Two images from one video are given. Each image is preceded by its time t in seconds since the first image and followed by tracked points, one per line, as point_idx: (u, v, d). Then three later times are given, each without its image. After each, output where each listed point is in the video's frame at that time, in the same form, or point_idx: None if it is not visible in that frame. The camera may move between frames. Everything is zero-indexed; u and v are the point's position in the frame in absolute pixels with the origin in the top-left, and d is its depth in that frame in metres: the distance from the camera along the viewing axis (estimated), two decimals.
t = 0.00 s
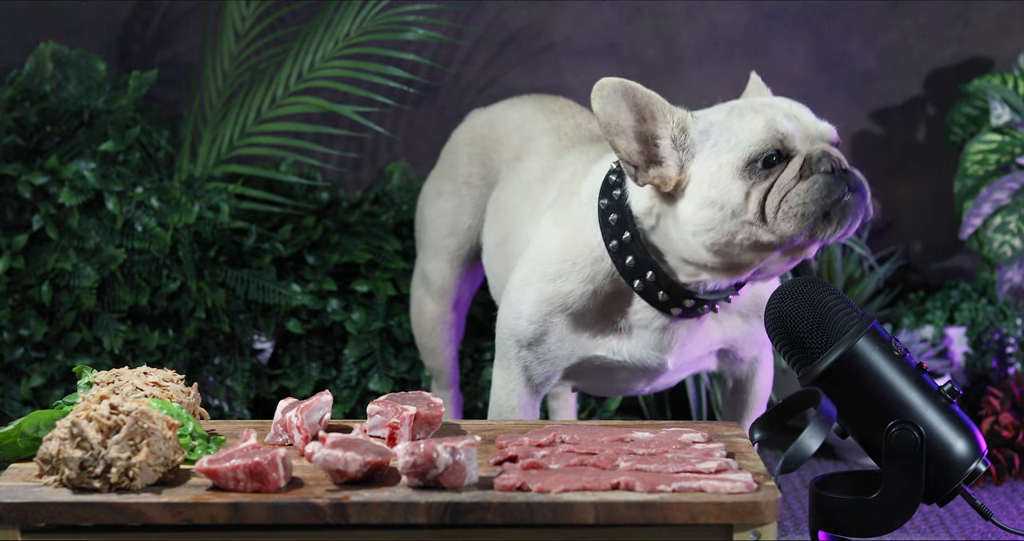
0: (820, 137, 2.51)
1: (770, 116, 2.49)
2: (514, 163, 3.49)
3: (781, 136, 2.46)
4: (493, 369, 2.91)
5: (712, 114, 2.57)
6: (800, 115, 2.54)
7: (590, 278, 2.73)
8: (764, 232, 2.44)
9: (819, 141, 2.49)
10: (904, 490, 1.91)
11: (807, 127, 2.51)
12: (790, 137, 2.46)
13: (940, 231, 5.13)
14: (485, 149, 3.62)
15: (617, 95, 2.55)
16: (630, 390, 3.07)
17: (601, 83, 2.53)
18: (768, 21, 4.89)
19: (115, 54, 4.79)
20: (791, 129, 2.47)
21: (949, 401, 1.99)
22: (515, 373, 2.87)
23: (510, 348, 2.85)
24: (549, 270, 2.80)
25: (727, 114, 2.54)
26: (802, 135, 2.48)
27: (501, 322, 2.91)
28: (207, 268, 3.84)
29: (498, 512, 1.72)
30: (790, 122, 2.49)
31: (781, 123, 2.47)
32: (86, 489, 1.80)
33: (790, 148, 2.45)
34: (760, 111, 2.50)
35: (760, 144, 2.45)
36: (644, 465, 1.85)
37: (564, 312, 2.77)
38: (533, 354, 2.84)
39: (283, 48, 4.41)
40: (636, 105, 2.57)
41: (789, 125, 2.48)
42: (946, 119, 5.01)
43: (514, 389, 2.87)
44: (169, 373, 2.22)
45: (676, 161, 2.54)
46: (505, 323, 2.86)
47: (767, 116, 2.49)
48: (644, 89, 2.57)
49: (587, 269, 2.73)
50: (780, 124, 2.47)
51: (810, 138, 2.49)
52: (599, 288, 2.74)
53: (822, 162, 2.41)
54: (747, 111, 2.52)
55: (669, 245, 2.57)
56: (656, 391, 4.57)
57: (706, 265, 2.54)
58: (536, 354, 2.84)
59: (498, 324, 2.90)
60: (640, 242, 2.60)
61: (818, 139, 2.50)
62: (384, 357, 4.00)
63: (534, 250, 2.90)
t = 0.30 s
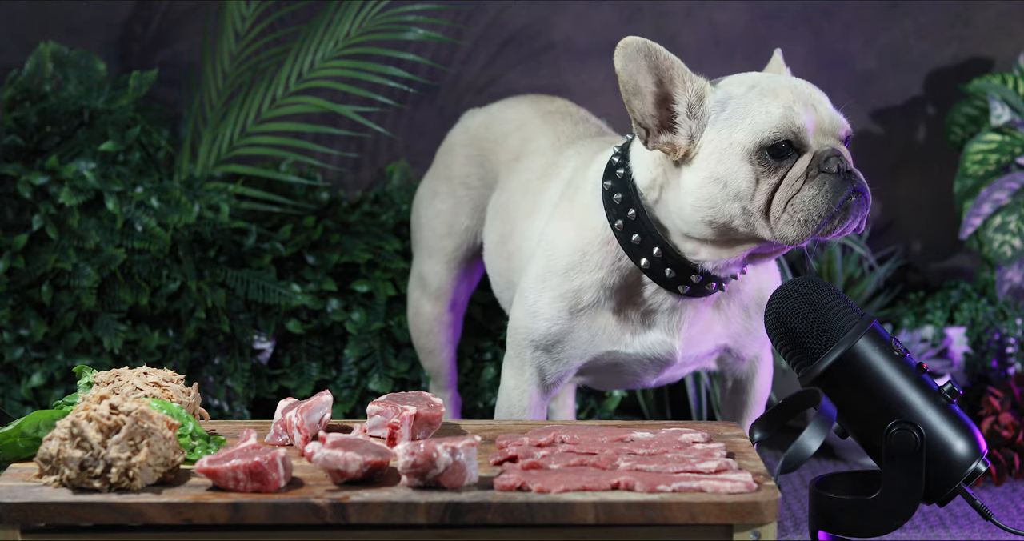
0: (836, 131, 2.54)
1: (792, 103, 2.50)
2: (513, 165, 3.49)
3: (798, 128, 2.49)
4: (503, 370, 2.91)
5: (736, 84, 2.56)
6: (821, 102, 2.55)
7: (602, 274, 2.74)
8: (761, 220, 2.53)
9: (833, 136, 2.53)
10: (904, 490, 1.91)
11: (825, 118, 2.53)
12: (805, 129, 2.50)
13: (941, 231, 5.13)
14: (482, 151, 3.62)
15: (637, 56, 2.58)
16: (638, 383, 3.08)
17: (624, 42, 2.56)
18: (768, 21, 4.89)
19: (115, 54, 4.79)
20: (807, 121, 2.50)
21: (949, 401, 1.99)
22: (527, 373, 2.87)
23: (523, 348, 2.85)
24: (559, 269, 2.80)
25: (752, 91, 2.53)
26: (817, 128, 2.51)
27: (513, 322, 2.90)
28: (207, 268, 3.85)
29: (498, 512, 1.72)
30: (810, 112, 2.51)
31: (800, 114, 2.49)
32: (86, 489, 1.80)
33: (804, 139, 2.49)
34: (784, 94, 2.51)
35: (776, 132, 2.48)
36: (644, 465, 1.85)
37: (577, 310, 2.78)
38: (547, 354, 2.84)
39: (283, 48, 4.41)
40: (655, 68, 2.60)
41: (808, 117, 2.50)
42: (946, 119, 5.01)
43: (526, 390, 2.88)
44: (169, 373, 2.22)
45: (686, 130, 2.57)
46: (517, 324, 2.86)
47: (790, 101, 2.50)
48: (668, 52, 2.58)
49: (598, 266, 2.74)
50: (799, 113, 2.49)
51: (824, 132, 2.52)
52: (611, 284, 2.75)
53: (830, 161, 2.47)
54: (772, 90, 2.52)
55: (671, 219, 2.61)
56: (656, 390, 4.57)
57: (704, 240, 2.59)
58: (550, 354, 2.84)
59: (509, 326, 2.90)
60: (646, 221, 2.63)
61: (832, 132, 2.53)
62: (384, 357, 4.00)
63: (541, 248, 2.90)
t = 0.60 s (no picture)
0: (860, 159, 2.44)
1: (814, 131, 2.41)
2: (510, 166, 3.48)
3: (820, 157, 2.39)
4: (506, 369, 2.90)
5: (757, 111, 2.49)
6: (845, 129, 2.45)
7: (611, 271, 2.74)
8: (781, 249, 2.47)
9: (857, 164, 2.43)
10: (904, 490, 1.91)
11: (848, 146, 2.43)
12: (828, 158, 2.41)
13: (941, 230, 5.13)
14: (478, 152, 3.61)
15: (659, 79, 2.53)
16: (640, 378, 3.10)
17: (646, 65, 2.52)
18: (768, 21, 4.89)
19: (115, 54, 4.80)
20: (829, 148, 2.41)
21: (949, 401, 1.99)
22: (530, 370, 2.87)
23: (527, 345, 2.84)
24: (565, 265, 2.80)
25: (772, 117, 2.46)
26: (840, 156, 2.42)
27: (515, 320, 2.89)
28: (207, 268, 3.85)
29: (498, 512, 1.72)
30: (831, 140, 2.41)
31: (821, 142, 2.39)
32: (86, 489, 1.80)
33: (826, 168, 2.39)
34: (806, 121, 2.42)
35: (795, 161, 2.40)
36: (644, 465, 1.85)
37: (583, 306, 2.78)
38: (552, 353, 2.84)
39: (283, 48, 4.41)
40: (679, 90, 2.55)
41: (829, 145, 2.40)
42: (946, 119, 5.02)
43: (529, 388, 2.87)
44: (168, 373, 2.22)
45: (709, 155, 2.52)
46: (522, 320, 2.85)
47: (811, 130, 2.41)
48: (690, 74, 2.54)
49: (606, 262, 2.74)
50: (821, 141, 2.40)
51: (848, 160, 2.42)
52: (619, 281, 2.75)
53: (853, 190, 2.37)
54: (793, 118, 2.43)
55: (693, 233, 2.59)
56: (657, 390, 4.56)
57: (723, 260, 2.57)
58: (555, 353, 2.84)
59: (512, 322, 2.89)
60: (659, 225, 2.62)
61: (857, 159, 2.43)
62: (384, 357, 4.00)
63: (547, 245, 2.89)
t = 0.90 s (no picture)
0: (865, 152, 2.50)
1: (818, 126, 2.46)
2: (510, 166, 3.48)
3: (826, 150, 2.43)
4: (507, 370, 2.89)
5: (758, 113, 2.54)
6: (846, 124, 2.51)
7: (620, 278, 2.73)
8: (794, 243, 2.47)
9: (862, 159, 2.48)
10: (904, 490, 1.91)
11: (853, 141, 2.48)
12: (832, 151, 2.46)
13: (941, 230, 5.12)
14: (478, 152, 3.61)
15: (660, 93, 2.54)
16: (642, 380, 3.10)
17: (647, 80, 2.53)
18: (768, 21, 4.89)
19: (115, 54, 4.80)
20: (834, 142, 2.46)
21: (949, 401, 1.99)
22: (532, 372, 2.86)
23: (531, 348, 2.83)
24: (573, 269, 2.80)
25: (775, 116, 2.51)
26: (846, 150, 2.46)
27: (519, 321, 2.88)
28: (207, 268, 3.85)
29: (498, 512, 1.72)
30: (835, 134, 2.46)
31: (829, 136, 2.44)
32: (86, 489, 1.80)
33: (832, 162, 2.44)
34: (809, 117, 2.47)
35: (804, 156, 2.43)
36: (644, 465, 1.85)
37: (590, 310, 2.77)
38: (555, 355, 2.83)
39: (283, 48, 4.41)
40: (680, 104, 2.55)
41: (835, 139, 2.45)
42: (945, 119, 5.02)
43: (530, 390, 2.86)
44: (168, 373, 2.22)
45: (716, 162, 2.53)
46: (526, 324, 2.84)
47: (816, 124, 2.46)
48: (689, 87, 2.56)
49: (616, 268, 2.72)
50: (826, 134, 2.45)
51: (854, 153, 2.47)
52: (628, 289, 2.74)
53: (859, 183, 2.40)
54: (797, 115, 2.49)
55: (704, 245, 2.59)
56: (656, 391, 4.56)
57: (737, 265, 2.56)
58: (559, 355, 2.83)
59: (516, 325, 2.88)
60: (669, 239, 2.60)
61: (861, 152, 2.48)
62: (384, 357, 3.99)
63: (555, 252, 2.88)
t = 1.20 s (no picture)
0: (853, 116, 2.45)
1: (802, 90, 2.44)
2: (513, 168, 3.48)
3: (810, 114, 2.41)
4: (512, 372, 2.87)
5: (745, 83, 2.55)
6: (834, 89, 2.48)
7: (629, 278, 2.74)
8: (782, 211, 2.46)
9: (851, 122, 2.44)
10: (904, 490, 1.91)
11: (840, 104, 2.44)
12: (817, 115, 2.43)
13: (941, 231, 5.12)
14: (480, 153, 3.60)
15: (644, 66, 2.60)
16: (647, 383, 3.09)
17: (631, 54, 2.59)
18: (768, 21, 4.89)
19: (115, 54, 4.80)
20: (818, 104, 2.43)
21: (949, 401, 1.99)
22: (538, 375, 2.85)
23: (538, 351, 2.82)
24: (582, 272, 2.80)
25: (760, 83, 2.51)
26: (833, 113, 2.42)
27: (526, 323, 2.87)
28: (207, 269, 3.85)
29: (498, 512, 1.72)
30: (821, 98, 2.43)
31: (813, 99, 2.42)
32: (86, 489, 1.80)
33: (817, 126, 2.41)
34: (793, 82, 2.46)
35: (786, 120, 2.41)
36: (644, 465, 1.86)
37: (599, 313, 2.77)
38: (562, 358, 2.82)
39: (283, 48, 4.41)
40: (665, 77, 2.61)
41: (820, 102, 2.42)
42: (946, 119, 5.01)
43: (535, 392, 2.85)
44: (168, 373, 2.22)
45: (702, 133, 2.57)
46: (534, 326, 2.83)
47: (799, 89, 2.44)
48: (674, 61, 2.61)
49: (626, 269, 2.74)
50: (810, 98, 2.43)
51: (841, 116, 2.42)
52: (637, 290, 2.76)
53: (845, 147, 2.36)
54: (781, 80, 2.48)
55: (699, 229, 2.61)
56: (656, 390, 4.56)
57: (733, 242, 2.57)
58: (566, 358, 2.82)
59: (523, 328, 2.87)
60: (670, 228, 2.62)
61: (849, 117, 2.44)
62: (384, 357, 3.99)
63: (562, 256, 2.88)
